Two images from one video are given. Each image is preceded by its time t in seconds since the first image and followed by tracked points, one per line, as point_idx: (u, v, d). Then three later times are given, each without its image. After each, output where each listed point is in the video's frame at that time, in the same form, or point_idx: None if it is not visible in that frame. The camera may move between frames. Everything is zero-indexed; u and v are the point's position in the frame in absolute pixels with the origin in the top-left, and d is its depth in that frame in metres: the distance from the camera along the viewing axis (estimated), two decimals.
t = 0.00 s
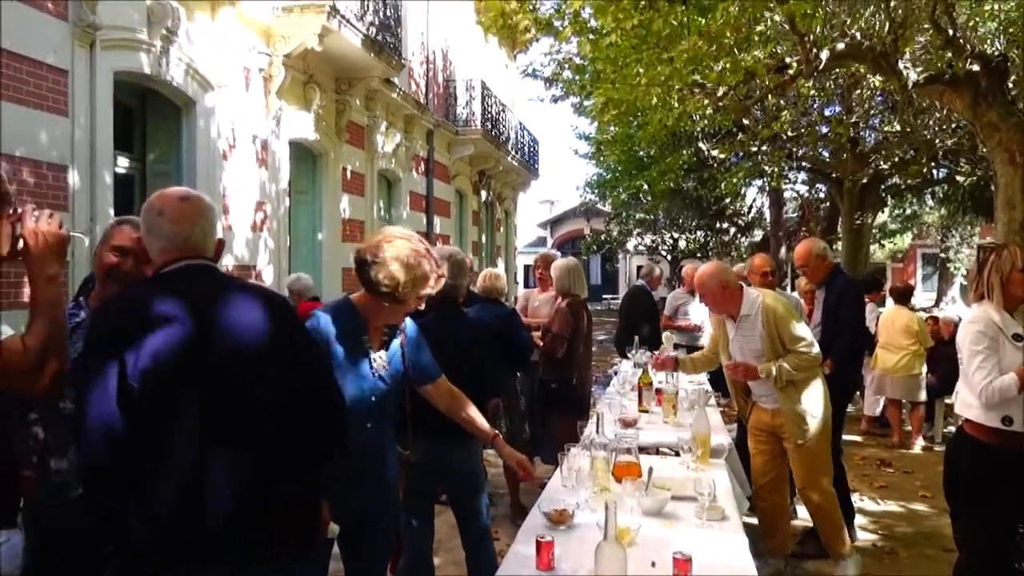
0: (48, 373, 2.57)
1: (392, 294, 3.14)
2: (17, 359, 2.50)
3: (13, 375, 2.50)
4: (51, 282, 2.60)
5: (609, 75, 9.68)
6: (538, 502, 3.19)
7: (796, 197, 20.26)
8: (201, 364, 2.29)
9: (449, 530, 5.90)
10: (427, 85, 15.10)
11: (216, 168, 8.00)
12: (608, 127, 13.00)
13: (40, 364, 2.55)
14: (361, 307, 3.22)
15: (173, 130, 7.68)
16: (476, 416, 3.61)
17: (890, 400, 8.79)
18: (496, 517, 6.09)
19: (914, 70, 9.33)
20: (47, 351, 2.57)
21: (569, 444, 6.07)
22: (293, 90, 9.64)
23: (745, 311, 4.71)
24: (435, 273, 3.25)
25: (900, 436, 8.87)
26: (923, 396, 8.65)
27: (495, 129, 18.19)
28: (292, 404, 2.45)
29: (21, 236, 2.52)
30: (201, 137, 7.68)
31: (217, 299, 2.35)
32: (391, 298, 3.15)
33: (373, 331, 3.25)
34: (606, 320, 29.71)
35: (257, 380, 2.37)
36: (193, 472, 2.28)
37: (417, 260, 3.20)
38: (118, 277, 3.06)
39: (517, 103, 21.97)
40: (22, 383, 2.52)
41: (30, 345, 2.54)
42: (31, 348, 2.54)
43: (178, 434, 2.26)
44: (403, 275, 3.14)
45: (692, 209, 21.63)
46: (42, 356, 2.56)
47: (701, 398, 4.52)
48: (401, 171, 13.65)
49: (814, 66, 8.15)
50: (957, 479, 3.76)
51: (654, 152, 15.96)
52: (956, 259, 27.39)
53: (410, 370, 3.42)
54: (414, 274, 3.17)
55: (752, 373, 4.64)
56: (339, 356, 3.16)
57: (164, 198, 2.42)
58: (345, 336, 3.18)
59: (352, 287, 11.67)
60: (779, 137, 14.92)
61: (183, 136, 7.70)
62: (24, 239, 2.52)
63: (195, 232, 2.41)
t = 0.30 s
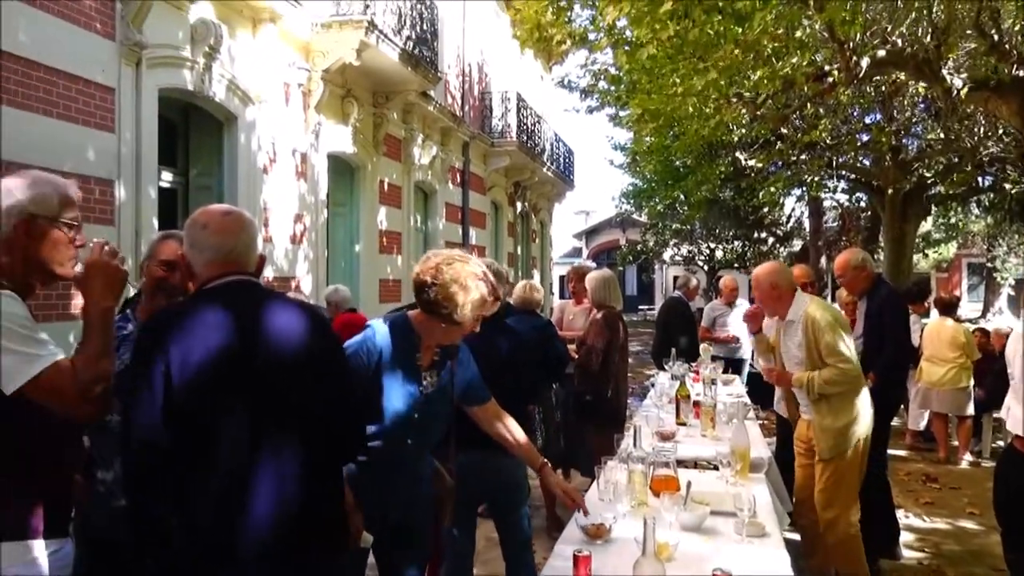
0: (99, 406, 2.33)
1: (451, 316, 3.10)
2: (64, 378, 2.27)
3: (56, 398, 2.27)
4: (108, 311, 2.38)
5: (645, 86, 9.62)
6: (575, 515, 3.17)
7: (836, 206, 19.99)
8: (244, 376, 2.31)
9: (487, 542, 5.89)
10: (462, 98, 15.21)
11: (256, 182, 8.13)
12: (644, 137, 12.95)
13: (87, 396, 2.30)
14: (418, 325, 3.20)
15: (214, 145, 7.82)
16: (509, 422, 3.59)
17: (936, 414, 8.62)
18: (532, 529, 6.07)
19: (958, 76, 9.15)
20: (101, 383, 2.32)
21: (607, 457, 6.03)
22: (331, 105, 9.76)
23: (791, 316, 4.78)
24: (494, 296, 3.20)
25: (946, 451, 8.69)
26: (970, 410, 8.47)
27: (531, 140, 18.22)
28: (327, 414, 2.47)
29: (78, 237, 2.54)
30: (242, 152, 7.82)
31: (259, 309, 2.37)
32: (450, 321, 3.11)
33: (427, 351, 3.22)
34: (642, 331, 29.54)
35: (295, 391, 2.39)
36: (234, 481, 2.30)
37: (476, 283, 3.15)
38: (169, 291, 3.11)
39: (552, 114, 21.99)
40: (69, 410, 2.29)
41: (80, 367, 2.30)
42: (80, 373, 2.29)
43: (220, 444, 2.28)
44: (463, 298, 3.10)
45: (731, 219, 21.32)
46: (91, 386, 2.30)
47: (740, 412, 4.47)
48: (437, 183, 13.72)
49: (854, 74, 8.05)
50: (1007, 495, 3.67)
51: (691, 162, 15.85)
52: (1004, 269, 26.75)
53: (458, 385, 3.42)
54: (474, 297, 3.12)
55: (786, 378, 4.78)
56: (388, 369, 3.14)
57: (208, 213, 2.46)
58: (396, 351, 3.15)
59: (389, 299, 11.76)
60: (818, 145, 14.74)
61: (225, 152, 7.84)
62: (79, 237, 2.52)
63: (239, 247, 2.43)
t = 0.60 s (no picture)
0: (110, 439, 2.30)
1: (489, 327, 3.11)
2: (90, 401, 2.26)
3: (75, 420, 2.25)
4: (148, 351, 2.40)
5: (674, 93, 9.55)
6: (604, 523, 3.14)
7: (869, 213, 19.73)
8: (280, 376, 2.32)
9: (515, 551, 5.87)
10: (491, 106, 15.26)
11: (288, 190, 8.21)
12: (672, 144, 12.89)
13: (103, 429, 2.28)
14: (454, 335, 3.22)
15: (247, 153, 7.91)
16: (533, 424, 3.57)
17: (973, 424, 8.46)
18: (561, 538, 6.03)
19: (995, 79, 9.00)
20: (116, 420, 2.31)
21: (637, 465, 5.99)
22: (361, 112, 9.84)
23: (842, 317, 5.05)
24: (534, 307, 3.19)
25: (984, 463, 8.52)
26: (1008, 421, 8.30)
27: (559, 147, 18.22)
28: (353, 417, 2.50)
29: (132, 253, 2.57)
30: (274, 160, 7.92)
31: (292, 309, 2.39)
32: (490, 333, 3.13)
33: (463, 361, 3.24)
34: (670, 338, 29.36)
35: (325, 392, 2.42)
36: (267, 481, 2.30)
37: (516, 296, 3.14)
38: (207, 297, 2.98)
39: (580, 121, 21.98)
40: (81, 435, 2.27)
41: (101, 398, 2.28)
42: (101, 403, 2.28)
43: (257, 442, 2.28)
44: (502, 311, 3.09)
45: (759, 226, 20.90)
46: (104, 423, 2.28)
47: (772, 421, 4.42)
48: (466, 190, 13.76)
49: (888, 79, 7.95)
50: None
51: (720, 169, 15.75)
52: None
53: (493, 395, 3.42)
54: (513, 310, 3.11)
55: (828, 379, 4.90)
56: (423, 380, 3.16)
57: (243, 221, 2.47)
58: (432, 361, 3.17)
59: (418, 306, 11.80)
60: (850, 151, 14.56)
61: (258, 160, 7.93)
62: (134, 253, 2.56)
63: (272, 253, 2.45)
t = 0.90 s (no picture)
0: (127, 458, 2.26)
1: (528, 335, 3.09)
2: (118, 417, 2.25)
3: (98, 434, 2.23)
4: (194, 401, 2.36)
5: (711, 97, 9.48)
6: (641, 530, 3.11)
7: (911, 217, 19.39)
8: (317, 377, 2.33)
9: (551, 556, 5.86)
10: (526, 111, 15.30)
11: (325, 195, 8.30)
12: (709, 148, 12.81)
13: (118, 451, 2.24)
14: (492, 342, 3.21)
15: (286, 160, 8.01)
16: (569, 429, 3.56)
17: (1019, 434, 8.27)
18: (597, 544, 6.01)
19: None
20: (133, 444, 2.27)
21: (674, 472, 5.94)
22: (398, 119, 9.93)
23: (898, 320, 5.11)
24: (574, 315, 3.16)
25: None
26: None
27: (594, 153, 18.21)
28: (389, 414, 2.51)
29: (188, 259, 2.58)
30: (312, 166, 8.01)
31: (328, 311, 2.41)
32: (529, 340, 3.11)
33: (502, 370, 3.22)
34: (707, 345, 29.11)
35: (361, 392, 2.43)
36: (304, 482, 2.31)
37: (556, 303, 3.11)
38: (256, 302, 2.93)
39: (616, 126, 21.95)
40: (94, 449, 2.25)
41: (124, 421, 2.26)
42: (123, 426, 2.25)
43: (294, 443, 2.29)
44: (541, 319, 3.07)
45: (798, 232, 20.37)
46: (120, 446, 2.25)
47: (812, 429, 4.37)
48: (501, 195, 13.80)
49: (931, 81, 7.82)
50: None
51: (759, 174, 15.60)
52: None
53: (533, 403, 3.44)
54: (552, 317, 3.09)
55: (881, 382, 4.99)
56: (463, 386, 3.19)
57: (277, 231, 2.49)
58: (472, 367, 3.18)
59: (453, 311, 11.85)
60: (892, 155, 14.33)
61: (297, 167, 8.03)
62: (189, 259, 2.58)
63: (305, 261, 2.46)
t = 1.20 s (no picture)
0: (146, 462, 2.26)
1: (565, 342, 3.11)
2: (143, 420, 2.25)
3: (129, 436, 2.24)
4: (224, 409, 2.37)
5: (747, 101, 9.40)
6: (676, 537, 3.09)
7: (953, 221, 19.01)
8: (355, 375, 2.35)
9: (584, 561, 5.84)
10: (560, 116, 15.31)
11: (361, 200, 8.39)
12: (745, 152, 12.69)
13: (144, 456, 2.25)
14: (531, 348, 3.22)
15: (323, 166, 8.11)
16: (603, 435, 3.56)
17: None
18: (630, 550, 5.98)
19: None
20: (161, 449, 2.28)
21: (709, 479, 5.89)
22: (433, 124, 10.00)
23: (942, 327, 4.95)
24: (611, 324, 3.16)
25: None
26: None
27: (628, 157, 18.16)
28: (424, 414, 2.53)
29: (234, 263, 2.63)
30: (348, 172, 8.09)
31: (367, 311, 2.44)
32: (565, 344, 3.11)
33: (540, 376, 3.24)
34: (742, 350, 28.81)
35: (395, 393, 2.44)
36: (341, 478, 2.33)
37: (594, 309, 3.12)
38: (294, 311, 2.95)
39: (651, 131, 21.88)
40: (123, 451, 2.26)
41: (154, 426, 2.26)
42: (153, 432, 2.26)
43: (329, 443, 2.31)
44: (577, 325, 3.08)
45: (836, 237, 20.01)
46: (147, 451, 2.25)
47: (851, 437, 4.31)
48: (535, 200, 13.82)
49: (974, 83, 7.67)
50: None
51: (796, 178, 15.41)
52: None
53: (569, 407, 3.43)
54: (588, 323, 3.10)
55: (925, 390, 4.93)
56: (501, 391, 3.20)
57: (322, 238, 2.52)
58: (512, 372, 3.20)
59: (487, 316, 11.88)
60: (933, 159, 14.07)
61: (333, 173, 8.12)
62: (234, 263, 2.62)
63: (349, 268, 2.48)
